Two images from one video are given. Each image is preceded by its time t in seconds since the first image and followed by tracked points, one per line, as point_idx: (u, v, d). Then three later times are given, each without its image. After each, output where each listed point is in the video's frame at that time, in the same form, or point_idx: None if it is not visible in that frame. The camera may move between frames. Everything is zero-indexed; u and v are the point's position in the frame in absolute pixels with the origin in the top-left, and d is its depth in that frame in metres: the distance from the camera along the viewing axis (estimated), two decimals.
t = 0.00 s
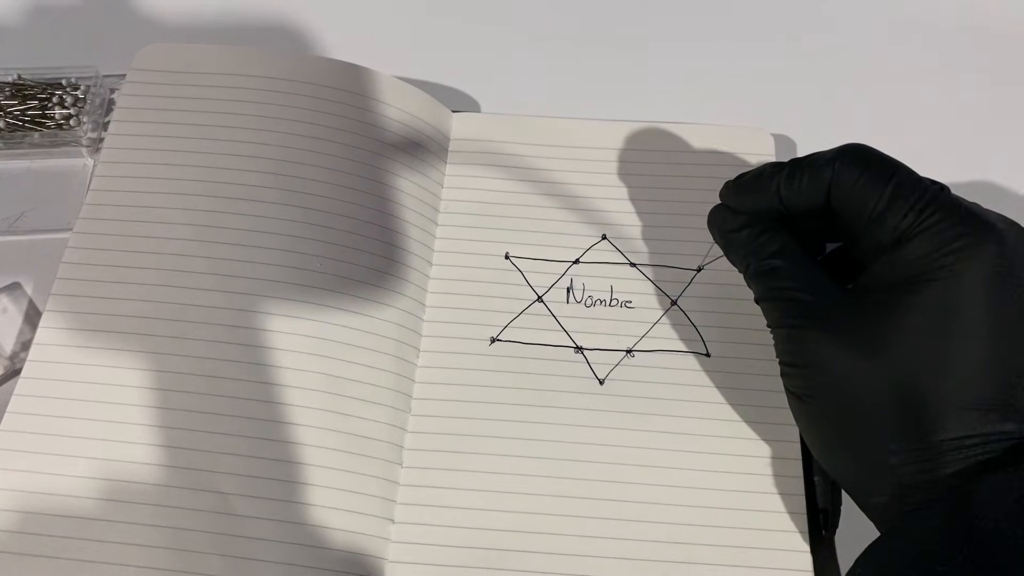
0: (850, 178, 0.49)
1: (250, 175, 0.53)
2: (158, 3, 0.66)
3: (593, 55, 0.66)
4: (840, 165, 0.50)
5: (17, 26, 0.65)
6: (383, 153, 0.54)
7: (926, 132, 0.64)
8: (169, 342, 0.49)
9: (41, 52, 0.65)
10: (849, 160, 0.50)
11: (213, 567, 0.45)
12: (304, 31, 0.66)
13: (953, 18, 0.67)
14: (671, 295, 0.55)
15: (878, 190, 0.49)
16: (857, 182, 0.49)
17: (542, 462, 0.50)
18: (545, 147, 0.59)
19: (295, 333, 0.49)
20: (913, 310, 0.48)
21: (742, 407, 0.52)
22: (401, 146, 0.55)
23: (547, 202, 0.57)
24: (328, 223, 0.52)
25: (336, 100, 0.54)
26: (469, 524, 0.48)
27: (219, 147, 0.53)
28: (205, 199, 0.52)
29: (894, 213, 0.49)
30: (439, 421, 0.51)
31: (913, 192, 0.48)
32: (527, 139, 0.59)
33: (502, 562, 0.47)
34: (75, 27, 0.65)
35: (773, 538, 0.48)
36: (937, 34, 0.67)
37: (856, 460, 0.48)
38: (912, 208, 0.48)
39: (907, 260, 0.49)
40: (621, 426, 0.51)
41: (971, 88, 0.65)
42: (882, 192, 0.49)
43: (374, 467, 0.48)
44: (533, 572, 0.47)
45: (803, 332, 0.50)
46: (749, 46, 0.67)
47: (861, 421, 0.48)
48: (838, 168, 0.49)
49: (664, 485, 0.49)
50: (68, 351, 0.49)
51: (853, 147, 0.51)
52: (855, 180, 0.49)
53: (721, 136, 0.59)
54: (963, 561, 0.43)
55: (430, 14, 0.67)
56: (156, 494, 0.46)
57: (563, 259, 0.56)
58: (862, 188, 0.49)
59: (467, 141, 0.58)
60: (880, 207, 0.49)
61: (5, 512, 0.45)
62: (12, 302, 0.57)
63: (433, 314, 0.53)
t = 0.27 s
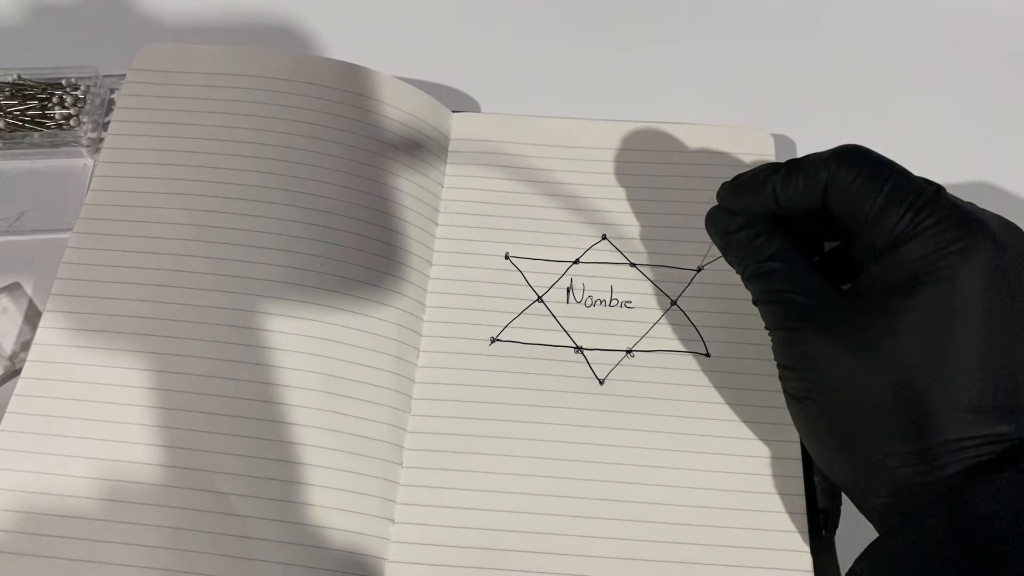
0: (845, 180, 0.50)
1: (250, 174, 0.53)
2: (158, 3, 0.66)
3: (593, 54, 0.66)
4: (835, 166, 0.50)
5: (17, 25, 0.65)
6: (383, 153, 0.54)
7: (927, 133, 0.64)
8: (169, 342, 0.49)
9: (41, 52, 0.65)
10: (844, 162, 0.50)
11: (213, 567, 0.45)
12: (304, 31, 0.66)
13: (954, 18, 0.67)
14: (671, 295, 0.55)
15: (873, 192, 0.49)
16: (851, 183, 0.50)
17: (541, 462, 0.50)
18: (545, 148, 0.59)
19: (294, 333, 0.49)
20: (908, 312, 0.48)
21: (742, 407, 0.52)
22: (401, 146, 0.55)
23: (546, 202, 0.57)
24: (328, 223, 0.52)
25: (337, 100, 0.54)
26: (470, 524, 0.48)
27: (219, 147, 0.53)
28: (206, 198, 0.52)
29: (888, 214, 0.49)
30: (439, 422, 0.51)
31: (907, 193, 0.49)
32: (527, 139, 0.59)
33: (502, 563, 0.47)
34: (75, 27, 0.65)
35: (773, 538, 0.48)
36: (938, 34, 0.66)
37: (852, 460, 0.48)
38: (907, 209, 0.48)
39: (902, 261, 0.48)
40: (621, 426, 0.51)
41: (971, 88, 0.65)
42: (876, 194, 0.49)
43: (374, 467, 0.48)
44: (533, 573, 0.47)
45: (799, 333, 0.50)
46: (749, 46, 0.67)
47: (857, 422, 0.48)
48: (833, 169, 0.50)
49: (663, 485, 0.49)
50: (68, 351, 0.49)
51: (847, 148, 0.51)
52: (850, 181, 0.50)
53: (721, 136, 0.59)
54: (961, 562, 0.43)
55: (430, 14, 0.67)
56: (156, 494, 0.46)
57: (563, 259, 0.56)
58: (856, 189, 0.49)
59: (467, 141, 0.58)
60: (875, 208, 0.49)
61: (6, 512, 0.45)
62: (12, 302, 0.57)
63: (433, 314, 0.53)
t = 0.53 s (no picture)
0: (836, 184, 0.50)
1: (249, 174, 0.53)
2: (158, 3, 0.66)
3: (593, 54, 0.66)
4: (825, 171, 0.50)
5: (17, 26, 0.65)
6: (382, 153, 0.54)
7: (926, 133, 0.64)
8: (169, 342, 0.49)
9: (41, 52, 0.65)
10: (834, 166, 0.50)
11: (213, 567, 0.45)
12: (304, 32, 0.66)
13: (954, 18, 0.67)
14: (671, 295, 0.55)
15: (864, 196, 0.49)
16: (842, 188, 0.49)
17: (541, 462, 0.50)
18: (545, 148, 0.59)
19: (293, 333, 0.49)
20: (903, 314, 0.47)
21: (742, 407, 0.52)
22: (401, 146, 0.55)
23: (546, 202, 0.57)
24: (328, 224, 0.52)
25: (336, 100, 0.54)
26: (470, 524, 0.48)
27: (218, 147, 0.53)
28: (205, 198, 0.52)
29: (881, 218, 0.49)
30: (440, 421, 0.51)
31: (899, 196, 0.49)
32: (527, 139, 0.59)
33: (503, 562, 0.47)
34: (75, 27, 0.65)
35: (773, 538, 0.48)
36: (937, 34, 0.67)
37: (850, 463, 0.48)
38: (899, 212, 0.48)
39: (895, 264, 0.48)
40: (621, 426, 0.51)
41: (971, 88, 0.65)
42: (868, 197, 0.49)
43: (374, 467, 0.48)
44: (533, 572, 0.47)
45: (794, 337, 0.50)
46: (749, 46, 0.67)
47: (853, 425, 0.48)
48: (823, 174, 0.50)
49: (663, 484, 0.49)
50: (68, 352, 0.49)
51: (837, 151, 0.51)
52: (841, 186, 0.49)
53: (721, 136, 0.59)
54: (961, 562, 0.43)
55: (430, 14, 0.67)
56: (156, 494, 0.46)
57: (563, 259, 0.56)
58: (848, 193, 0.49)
59: (467, 141, 0.58)
60: (866, 212, 0.49)
61: (5, 512, 0.45)
62: (12, 302, 0.57)
63: (433, 314, 0.53)
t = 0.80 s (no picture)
0: (834, 187, 0.49)
1: (249, 174, 0.53)
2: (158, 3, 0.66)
3: (593, 54, 0.66)
4: (823, 173, 0.50)
5: (17, 25, 0.65)
6: (381, 153, 0.54)
7: (926, 133, 0.64)
8: (169, 342, 0.49)
9: (41, 52, 0.65)
10: (833, 168, 0.50)
11: (213, 567, 0.45)
12: (304, 31, 0.66)
13: (954, 18, 0.67)
14: (671, 295, 0.55)
15: (863, 198, 0.49)
16: (841, 190, 0.49)
17: (541, 462, 0.50)
18: (545, 147, 0.59)
19: (293, 333, 0.49)
20: (903, 317, 0.48)
21: (742, 408, 0.52)
22: (401, 145, 0.55)
23: (546, 202, 0.57)
24: (328, 224, 0.52)
25: (336, 100, 0.54)
26: (470, 524, 0.48)
27: (218, 147, 0.53)
28: (205, 199, 0.52)
29: (881, 219, 0.48)
30: (440, 421, 0.51)
31: (899, 198, 0.49)
32: (527, 139, 0.59)
33: (503, 562, 0.48)
34: (74, 27, 0.65)
35: (773, 538, 0.48)
36: (938, 33, 0.66)
37: (850, 465, 0.48)
38: (900, 214, 0.48)
39: (895, 266, 0.48)
40: (621, 426, 0.51)
41: (971, 88, 0.65)
42: (867, 199, 0.49)
43: (374, 467, 0.48)
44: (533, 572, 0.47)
45: (792, 340, 0.50)
46: (749, 46, 0.67)
47: (853, 427, 0.48)
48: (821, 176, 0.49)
49: (663, 484, 0.49)
50: (68, 352, 0.49)
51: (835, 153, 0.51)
52: (839, 188, 0.49)
53: (721, 136, 0.59)
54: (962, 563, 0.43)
55: (430, 14, 0.67)
56: (156, 494, 0.46)
57: (563, 259, 0.56)
58: (846, 195, 0.49)
59: (467, 141, 0.58)
60: (865, 215, 0.49)
61: (5, 512, 0.45)
62: (12, 302, 0.57)
63: (433, 314, 0.53)
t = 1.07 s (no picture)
0: (834, 187, 0.49)
1: (250, 174, 0.53)
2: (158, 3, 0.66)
3: (593, 55, 0.67)
4: (823, 174, 0.50)
5: (17, 25, 0.65)
6: (382, 153, 0.54)
7: (925, 133, 0.64)
8: (169, 342, 0.49)
9: (41, 52, 0.65)
10: (833, 169, 0.50)
11: (213, 567, 0.45)
12: (304, 32, 0.66)
13: (953, 18, 0.67)
14: (671, 295, 0.55)
15: (863, 199, 0.49)
16: (840, 191, 0.49)
17: (541, 461, 0.50)
18: (544, 148, 0.59)
19: (293, 332, 0.49)
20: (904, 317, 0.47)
21: (741, 408, 0.52)
22: (401, 145, 0.55)
23: (546, 202, 0.57)
24: (329, 224, 0.52)
25: (336, 100, 0.54)
26: (470, 525, 0.48)
27: (218, 147, 0.53)
28: (205, 199, 0.52)
29: (881, 220, 0.48)
30: (440, 421, 0.51)
31: (898, 199, 0.48)
32: (527, 139, 0.59)
33: (503, 562, 0.48)
34: (74, 27, 0.65)
35: (773, 537, 0.48)
36: (937, 34, 0.67)
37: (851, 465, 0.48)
38: (899, 215, 0.48)
39: (895, 267, 0.48)
40: (621, 426, 0.51)
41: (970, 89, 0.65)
42: (866, 200, 0.49)
43: (374, 467, 0.48)
44: (533, 572, 0.47)
45: (793, 339, 0.50)
46: (749, 46, 0.67)
47: (853, 428, 0.48)
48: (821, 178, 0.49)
49: (663, 484, 0.49)
50: (69, 352, 0.49)
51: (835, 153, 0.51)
52: (839, 189, 0.49)
53: (721, 137, 0.59)
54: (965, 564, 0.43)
55: (430, 14, 0.67)
56: (156, 494, 0.46)
57: (563, 259, 0.56)
58: (846, 196, 0.49)
59: (467, 141, 0.58)
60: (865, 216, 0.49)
61: (5, 512, 0.45)
62: (12, 302, 0.57)
63: (434, 314, 0.53)
